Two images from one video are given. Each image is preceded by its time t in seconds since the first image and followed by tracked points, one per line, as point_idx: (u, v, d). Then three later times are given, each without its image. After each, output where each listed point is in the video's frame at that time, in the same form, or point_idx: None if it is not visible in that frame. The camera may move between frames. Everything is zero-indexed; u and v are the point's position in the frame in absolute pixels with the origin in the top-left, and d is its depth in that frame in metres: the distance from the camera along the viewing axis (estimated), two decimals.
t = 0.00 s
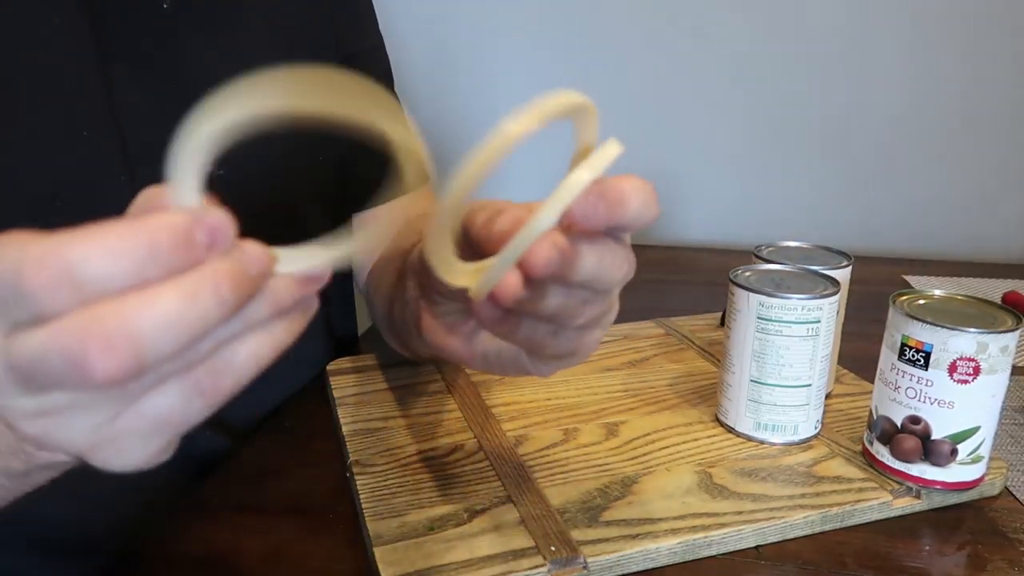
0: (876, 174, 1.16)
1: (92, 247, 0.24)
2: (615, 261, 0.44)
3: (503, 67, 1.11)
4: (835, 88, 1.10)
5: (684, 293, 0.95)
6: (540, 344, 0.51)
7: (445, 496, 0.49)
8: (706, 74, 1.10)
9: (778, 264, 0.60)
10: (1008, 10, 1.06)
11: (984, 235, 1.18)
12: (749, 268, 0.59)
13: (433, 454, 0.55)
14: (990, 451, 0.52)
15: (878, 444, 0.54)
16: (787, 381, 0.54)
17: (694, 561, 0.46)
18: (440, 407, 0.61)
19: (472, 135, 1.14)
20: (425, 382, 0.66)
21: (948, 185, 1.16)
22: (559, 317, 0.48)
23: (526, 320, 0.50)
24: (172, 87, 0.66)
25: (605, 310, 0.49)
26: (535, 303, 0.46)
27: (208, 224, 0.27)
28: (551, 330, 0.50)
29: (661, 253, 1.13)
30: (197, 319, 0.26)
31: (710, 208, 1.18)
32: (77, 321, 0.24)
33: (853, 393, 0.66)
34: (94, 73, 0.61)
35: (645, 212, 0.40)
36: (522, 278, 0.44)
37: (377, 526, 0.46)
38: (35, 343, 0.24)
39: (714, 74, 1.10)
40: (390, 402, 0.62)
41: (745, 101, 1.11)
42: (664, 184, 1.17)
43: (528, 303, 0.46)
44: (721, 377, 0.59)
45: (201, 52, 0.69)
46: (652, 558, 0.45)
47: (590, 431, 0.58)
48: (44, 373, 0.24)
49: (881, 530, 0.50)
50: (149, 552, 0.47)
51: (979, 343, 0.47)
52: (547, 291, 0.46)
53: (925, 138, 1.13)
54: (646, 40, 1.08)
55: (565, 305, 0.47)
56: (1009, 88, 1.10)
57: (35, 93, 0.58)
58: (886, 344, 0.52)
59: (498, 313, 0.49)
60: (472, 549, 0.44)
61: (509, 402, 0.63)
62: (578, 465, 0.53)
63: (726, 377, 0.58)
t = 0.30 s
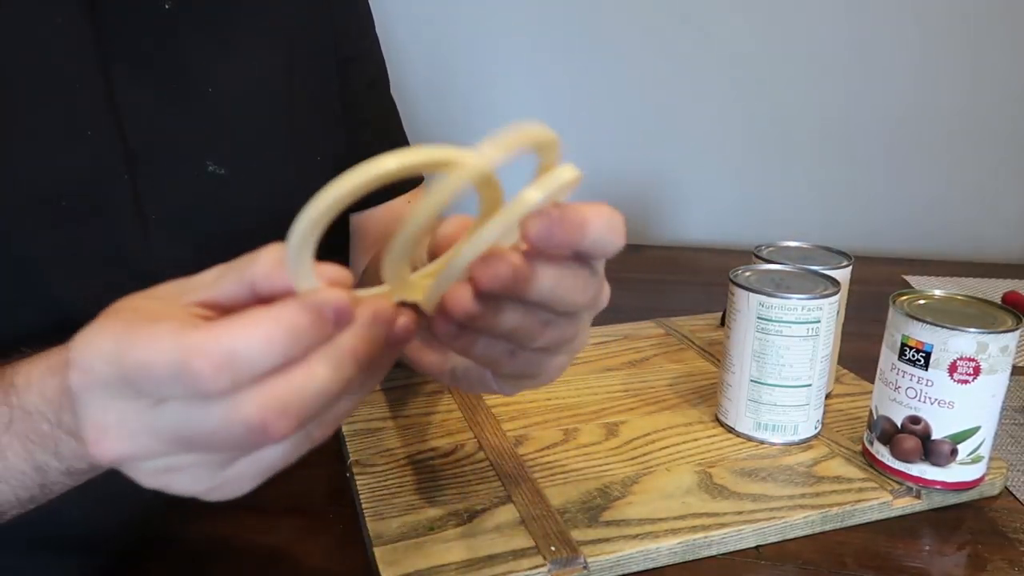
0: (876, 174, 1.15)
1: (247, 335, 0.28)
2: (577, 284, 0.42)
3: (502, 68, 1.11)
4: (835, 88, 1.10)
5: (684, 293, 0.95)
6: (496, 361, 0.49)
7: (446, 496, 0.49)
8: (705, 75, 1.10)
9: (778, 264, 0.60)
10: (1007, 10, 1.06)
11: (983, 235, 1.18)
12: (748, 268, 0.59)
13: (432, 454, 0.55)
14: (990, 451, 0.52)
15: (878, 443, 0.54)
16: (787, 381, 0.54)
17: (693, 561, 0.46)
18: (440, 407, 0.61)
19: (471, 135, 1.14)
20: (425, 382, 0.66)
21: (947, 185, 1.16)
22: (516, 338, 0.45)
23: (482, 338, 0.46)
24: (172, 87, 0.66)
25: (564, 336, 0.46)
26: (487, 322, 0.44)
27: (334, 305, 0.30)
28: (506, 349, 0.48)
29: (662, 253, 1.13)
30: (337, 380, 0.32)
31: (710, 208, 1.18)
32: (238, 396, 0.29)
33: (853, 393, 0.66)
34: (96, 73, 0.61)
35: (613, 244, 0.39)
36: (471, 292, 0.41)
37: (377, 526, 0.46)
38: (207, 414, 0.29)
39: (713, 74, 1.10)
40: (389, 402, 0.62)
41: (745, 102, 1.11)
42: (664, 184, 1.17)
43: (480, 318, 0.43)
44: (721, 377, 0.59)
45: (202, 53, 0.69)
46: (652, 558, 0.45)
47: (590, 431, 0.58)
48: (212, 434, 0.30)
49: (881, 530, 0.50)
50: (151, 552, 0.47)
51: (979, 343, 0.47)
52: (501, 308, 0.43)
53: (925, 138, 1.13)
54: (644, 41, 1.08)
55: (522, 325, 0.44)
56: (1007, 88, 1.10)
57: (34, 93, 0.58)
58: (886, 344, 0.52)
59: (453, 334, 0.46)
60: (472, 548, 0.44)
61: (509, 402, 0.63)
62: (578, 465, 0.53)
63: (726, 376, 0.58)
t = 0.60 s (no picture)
0: (877, 174, 1.15)
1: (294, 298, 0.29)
2: (632, 231, 0.48)
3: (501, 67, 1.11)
4: (834, 89, 1.10)
5: (683, 293, 0.95)
6: (565, 311, 0.53)
7: (446, 496, 0.49)
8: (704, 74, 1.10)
9: (778, 264, 0.60)
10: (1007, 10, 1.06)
11: (982, 235, 1.18)
12: (748, 268, 0.59)
13: (433, 454, 0.55)
14: (990, 451, 0.52)
15: (878, 443, 0.54)
16: (786, 381, 0.54)
17: (693, 561, 0.46)
18: (440, 407, 0.61)
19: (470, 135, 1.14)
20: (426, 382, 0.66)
21: (948, 185, 1.16)
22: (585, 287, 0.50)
23: (552, 284, 0.51)
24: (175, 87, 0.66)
25: (626, 287, 0.51)
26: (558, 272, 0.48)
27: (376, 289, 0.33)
28: (575, 297, 0.52)
29: (662, 254, 1.13)
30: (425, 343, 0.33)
31: (710, 208, 1.18)
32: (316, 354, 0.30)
33: (853, 393, 0.66)
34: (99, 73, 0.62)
35: (651, 191, 0.47)
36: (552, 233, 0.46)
37: (377, 526, 0.46)
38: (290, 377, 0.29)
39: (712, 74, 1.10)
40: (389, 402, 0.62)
41: (744, 102, 1.11)
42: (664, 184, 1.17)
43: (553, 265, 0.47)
44: (721, 377, 0.59)
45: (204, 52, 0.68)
46: (651, 558, 0.45)
47: (590, 431, 0.58)
48: (315, 390, 0.29)
49: (881, 530, 0.50)
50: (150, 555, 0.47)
51: (979, 343, 0.47)
52: (572, 255, 0.47)
53: (925, 138, 1.13)
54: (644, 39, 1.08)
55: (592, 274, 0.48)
56: (1006, 88, 1.10)
57: (34, 94, 0.58)
58: (886, 344, 0.52)
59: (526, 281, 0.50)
60: (472, 548, 0.44)
61: (509, 402, 0.63)
62: (578, 465, 0.53)
63: (726, 376, 0.58)
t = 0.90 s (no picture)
0: (876, 174, 1.16)
1: None
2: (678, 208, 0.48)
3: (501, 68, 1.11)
4: (833, 89, 1.10)
5: (683, 293, 0.95)
6: (610, 285, 0.53)
7: (446, 496, 0.49)
8: (704, 74, 1.10)
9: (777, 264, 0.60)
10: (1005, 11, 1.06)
11: (982, 235, 1.18)
12: (748, 268, 0.59)
13: (432, 453, 0.55)
14: (990, 451, 0.52)
15: (877, 443, 0.54)
16: (786, 381, 0.54)
17: (694, 561, 0.46)
18: (440, 407, 0.61)
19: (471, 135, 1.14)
20: (426, 381, 0.66)
21: (947, 185, 1.16)
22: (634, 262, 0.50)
23: (603, 257, 0.51)
24: (183, 83, 0.66)
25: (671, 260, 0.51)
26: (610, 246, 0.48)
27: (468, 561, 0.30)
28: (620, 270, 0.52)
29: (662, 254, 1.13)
30: None
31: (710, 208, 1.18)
32: None
33: (853, 393, 0.66)
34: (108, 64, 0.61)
35: (698, 167, 0.46)
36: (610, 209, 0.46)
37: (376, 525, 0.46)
38: None
39: (713, 74, 1.10)
40: (389, 401, 0.62)
41: (744, 103, 1.11)
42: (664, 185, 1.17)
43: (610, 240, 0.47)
44: (721, 378, 0.59)
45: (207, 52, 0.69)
46: (651, 558, 0.45)
47: (590, 431, 0.58)
48: None
49: (882, 531, 0.50)
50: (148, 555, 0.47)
51: (979, 343, 0.47)
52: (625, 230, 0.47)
53: (925, 138, 1.13)
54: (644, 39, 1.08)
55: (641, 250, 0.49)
56: (1006, 88, 1.10)
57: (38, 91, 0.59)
58: (886, 344, 0.52)
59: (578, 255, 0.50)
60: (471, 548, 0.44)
61: (509, 402, 0.63)
62: (578, 466, 0.53)
63: (726, 376, 0.58)
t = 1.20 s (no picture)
0: (876, 174, 1.16)
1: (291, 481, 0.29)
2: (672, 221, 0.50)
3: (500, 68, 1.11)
4: (833, 89, 1.10)
5: (684, 293, 0.95)
6: (607, 305, 0.54)
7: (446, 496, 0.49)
8: (704, 75, 1.10)
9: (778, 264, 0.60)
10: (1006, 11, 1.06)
11: (981, 235, 1.19)
12: (749, 268, 0.59)
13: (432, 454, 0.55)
14: (990, 451, 0.52)
15: (877, 443, 0.54)
16: (786, 381, 0.54)
17: (694, 561, 0.46)
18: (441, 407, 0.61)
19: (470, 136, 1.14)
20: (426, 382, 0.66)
21: (947, 185, 1.16)
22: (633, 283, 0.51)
23: (600, 279, 0.52)
24: (186, 82, 0.66)
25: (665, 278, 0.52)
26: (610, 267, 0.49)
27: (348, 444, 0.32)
28: (618, 288, 0.53)
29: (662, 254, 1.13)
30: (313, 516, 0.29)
31: (710, 209, 1.18)
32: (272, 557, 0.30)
33: (853, 393, 0.66)
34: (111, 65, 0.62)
35: (692, 182, 0.48)
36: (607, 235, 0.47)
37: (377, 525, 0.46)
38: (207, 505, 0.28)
39: (713, 75, 1.10)
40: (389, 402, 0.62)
41: (744, 102, 1.11)
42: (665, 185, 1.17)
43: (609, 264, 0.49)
44: (721, 378, 0.59)
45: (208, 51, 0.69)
46: (651, 558, 0.45)
47: (590, 431, 0.58)
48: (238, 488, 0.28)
49: (882, 530, 0.50)
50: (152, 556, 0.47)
51: (979, 343, 0.47)
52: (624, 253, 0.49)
53: (924, 138, 1.13)
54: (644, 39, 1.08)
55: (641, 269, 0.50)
56: (1006, 88, 1.10)
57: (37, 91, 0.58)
58: (886, 344, 0.52)
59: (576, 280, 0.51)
60: (472, 548, 0.44)
61: (509, 402, 0.63)
62: (578, 466, 0.53)
63: (726, 377, 0.58)
